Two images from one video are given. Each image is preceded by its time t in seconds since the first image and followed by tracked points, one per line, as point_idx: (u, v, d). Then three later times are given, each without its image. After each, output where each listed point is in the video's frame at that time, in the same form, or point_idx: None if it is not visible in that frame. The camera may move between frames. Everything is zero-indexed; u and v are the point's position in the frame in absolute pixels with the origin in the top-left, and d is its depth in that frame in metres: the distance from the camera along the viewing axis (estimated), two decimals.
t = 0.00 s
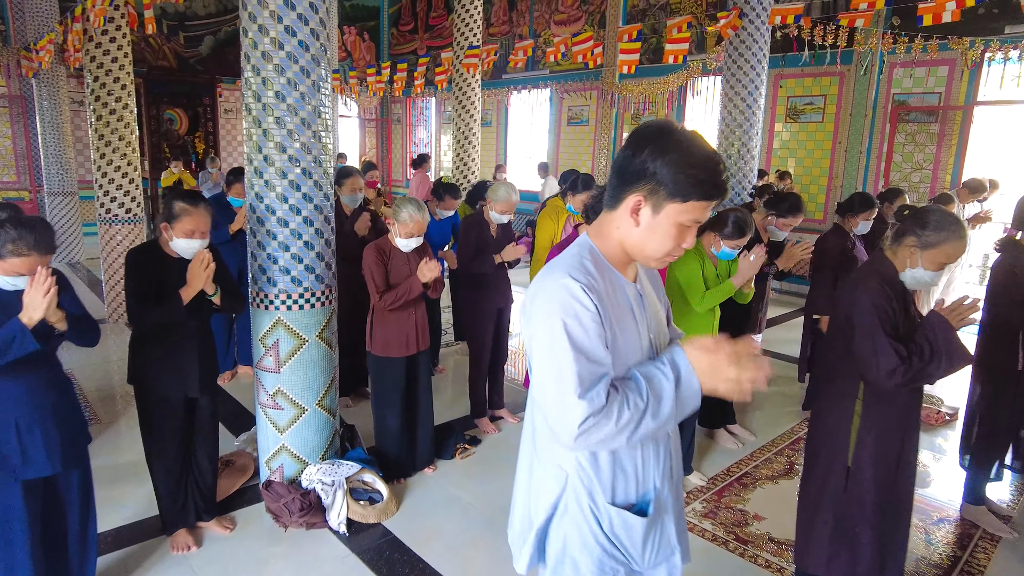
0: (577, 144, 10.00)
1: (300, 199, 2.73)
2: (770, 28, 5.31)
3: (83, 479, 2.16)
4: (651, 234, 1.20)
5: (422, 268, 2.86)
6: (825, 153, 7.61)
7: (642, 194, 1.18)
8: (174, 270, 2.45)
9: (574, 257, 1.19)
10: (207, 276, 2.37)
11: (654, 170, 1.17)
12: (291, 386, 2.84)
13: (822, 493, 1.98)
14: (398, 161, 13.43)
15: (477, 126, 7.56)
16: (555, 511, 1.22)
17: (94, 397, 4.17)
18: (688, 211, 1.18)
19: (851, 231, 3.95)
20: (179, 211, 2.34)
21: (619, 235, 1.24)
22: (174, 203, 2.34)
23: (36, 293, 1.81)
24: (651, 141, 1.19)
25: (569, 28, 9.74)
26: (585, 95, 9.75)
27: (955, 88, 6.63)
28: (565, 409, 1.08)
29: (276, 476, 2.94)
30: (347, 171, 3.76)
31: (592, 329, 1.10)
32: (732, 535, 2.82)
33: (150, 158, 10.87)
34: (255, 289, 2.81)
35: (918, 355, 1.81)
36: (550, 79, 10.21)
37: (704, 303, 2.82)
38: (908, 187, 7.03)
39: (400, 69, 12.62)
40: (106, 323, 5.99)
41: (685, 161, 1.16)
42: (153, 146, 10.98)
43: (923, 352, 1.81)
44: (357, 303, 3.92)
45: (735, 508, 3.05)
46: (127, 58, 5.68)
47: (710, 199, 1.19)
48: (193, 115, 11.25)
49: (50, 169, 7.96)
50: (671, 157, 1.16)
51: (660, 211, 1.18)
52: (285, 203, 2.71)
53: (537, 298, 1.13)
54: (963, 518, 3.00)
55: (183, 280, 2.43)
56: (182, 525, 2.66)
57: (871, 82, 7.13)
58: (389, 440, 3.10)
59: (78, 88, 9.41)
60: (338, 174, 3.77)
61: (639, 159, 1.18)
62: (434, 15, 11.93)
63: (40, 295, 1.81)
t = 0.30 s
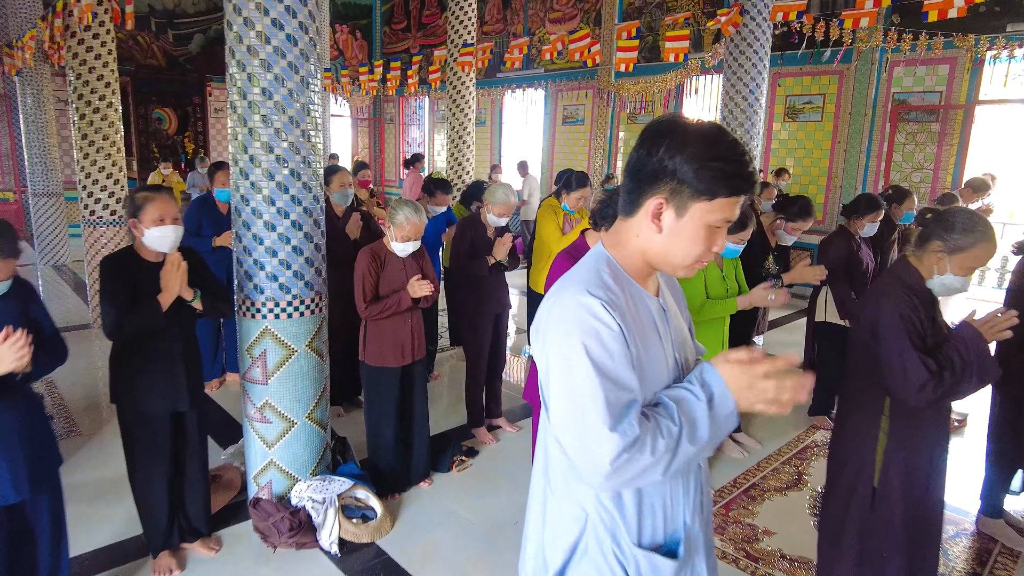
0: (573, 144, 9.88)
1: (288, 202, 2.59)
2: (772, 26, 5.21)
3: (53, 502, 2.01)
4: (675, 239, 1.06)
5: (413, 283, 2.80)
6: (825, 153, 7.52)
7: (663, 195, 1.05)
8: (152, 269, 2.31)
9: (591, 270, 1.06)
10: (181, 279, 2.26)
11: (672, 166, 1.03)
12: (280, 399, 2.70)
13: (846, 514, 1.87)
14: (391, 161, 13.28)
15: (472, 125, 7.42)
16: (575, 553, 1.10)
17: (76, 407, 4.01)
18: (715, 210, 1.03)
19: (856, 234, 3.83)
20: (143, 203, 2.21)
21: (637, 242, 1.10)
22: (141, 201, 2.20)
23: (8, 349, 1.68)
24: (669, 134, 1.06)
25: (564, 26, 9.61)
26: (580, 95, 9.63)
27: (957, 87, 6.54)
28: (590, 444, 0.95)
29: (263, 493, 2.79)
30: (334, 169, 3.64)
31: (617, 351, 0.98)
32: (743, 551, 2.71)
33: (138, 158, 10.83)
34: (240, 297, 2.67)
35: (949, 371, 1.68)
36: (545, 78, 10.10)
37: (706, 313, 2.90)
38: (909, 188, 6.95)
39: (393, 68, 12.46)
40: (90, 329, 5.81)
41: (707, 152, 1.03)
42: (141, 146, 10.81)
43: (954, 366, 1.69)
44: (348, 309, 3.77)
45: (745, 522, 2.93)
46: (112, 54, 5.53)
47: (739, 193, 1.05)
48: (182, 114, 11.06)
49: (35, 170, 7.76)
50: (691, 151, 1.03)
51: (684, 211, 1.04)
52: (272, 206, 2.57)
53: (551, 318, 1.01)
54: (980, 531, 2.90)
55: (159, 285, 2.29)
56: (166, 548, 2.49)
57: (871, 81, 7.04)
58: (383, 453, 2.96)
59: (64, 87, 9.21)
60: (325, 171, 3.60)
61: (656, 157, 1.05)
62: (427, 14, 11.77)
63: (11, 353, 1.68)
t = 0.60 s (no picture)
0: (569, 143, 9.77)
1: (277, 205, 2.47)
2: (774, 24, 5.12)
3: (26, 525, 1.90)
4: (703, 254, 0.96)
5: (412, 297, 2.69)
6: (824, 153, 7.44)
7: (690, 206, 0.95)
8: (131, 276, 2.20)
9: (609, 284, 0.95)
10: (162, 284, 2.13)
11: (703, 173, 0.94)
12: (270, 411, 2.58)
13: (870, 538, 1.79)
14: (385, 161, 13.16)
15: (467, 125, 7.31)
16: None
17: (59, 415, 3.88)
18: (747, 224, 0.94)
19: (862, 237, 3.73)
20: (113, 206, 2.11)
21: (660, 256, 1.01)
22: (116, 206, 2.09)
23: None
24: (696, 136, 0.96)
25: (560, 25, 9.51)
26: (576, 94, 9.53)
27: (958, 87, 6.46)
28: (628, 484, 0.85)
29: (253, 509, 2.67)
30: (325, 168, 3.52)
31: (644, 377, 0.87)
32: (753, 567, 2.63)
33: (129, 157, 10.69)
34: (228, 305, 2.55)
35: (983, 389, 1.61)
36: (540, 77, 10.01)
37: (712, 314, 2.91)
38: (908, 188, 6.88)
39: (387, 67, 12.33)
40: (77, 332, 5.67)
41: (739, 160, 0.93)
42: (131, 146, 10.67)
43: (988, 384, 1.61)
44: (341, 315, 3.65)
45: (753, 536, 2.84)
46: (97, 52, 5.36)
47: (773, 207, 0.96)
48: (173, 114, 10.92)
49: (22, 170, 7.62)
50: (723, 157, 0.93)
51: (714, 224, 0.94)
52: (261, 210, 2.45)
53: (568, 340, 0.90)
54: (995, 545, 2.77)
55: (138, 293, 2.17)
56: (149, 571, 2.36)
57: (870, 80, 6.96)
58: (377, 466, 2.85)
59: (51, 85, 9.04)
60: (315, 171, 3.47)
61: (685, 162, 0.95)
62: (421, 12, 11.63)
63: None
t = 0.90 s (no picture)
0: (566, 144, 9.68)
1: (269, 206, 2.36)
2: (776, 22, 5.02)
3: None
4: (743, 261, 0.87)
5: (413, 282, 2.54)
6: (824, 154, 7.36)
7: (727, 208, 0.86)
8: (112, 282, 2.09)
9: (643, 298, 0.84)
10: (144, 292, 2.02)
11: (741, 171, 0.85)
12: (261, 422, 2.47)
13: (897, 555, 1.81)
14: (380, 161, 13.04)
15: (463, 124, 7.20)
16: None
17: (43, 423, 3.75)
18: (791, 225, 0.86)
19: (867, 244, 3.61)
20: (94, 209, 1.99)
21: (689, 264, 0.91)
22: (93, 208, 1.98)
23: None
24: (726, 130, 0.86)
25: (557, 24, 9.41)
26: (574, 94, 9.43)
27: (960, 86, 6.40)
28: (638, 532, 0.76)
29: (244, 524, 2.56)
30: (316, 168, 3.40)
31: (676, 414, 0.77)
32: None
33: (120, 158, 10.56)
34: (217, 311, 2.44)
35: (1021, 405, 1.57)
36: (537, 77, 9.91)
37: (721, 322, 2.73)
38: (909, 189, 6.82)
39: (382, 67, 12.21)
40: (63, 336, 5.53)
41: (779, 154, 0.84)
42: (123, 146, 10.55)
43: None
44: (336, 319, 3.55)
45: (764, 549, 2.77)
46: (85, 50, 5.23)
47: (814, 207, 0.88)
48: (166, 114, 10.80)
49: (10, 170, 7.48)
50: (762, 152, 0.84)
51: (754, 227, 0.86)
52: (251, 212, 2.34)
53: (593, 362, 0.80)
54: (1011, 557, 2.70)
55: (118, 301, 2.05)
56: None
57: (872, 79, 6.88)
58: (373, 479, 2.74)
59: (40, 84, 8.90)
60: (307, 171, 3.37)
61: (716, 160, 0.86)
62: (417, 11, 11.51)
63: None
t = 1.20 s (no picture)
0: (564, 144, 9.57)
1: (264, 208, 2.24)
2: (783, 19, 4.92)
3: None
4: (819, 269, 0.78)
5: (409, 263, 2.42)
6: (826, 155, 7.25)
7: (796, 211, 0.78)
8: (94, 287, 1.96)
9: (701, 318, 0.74)
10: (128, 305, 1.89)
11: (809, 166, 0.77)
12: (254, 435, 2.34)
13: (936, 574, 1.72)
14: (375, 160, 12.90)
15: (461, 124, 7.07)
16: None
17: (26, 433, 3.60)
18: (865, 223, 0.78)
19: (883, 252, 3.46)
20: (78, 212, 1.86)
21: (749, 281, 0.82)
22: (72, 206, 1.86)
23: None
24: (784, 125, 0.78)
25: (554, 22, 9.29)
26: (572, 93, 9.32)
27: (964, 86, 6.32)
28: None
29: (236, 542, 2.42)
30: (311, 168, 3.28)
31: (744, 459, 0.67)
32: None
33: (110, 157, 10.34)
34: (208, 321, 2.30)
35: None
36: (534, 76, 9.80)
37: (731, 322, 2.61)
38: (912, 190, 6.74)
39: (378, 65, 12.06)
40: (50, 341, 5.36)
41: (845, 146, 0.77)
42: (114, 144, 10.38)
43: None
44: (333, 324, 3.43)
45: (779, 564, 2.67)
46: (71, 45, 5.08)
47: (886, 198, 0.80)
48: (158, 112, 10.63)
49: None
50: (830, 144, 0.77)
51: (827, 230, 0.77)
52: (243, 214, 2.22)
53: (647, 395, 0.69)
54: None
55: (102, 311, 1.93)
56: None
57: (875, 79, 6.75)
58: (372, 495, 2.62)
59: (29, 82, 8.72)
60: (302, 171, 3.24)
61: (771, 163, 0.78)
62: (413, 9, 11.36)
63: None
